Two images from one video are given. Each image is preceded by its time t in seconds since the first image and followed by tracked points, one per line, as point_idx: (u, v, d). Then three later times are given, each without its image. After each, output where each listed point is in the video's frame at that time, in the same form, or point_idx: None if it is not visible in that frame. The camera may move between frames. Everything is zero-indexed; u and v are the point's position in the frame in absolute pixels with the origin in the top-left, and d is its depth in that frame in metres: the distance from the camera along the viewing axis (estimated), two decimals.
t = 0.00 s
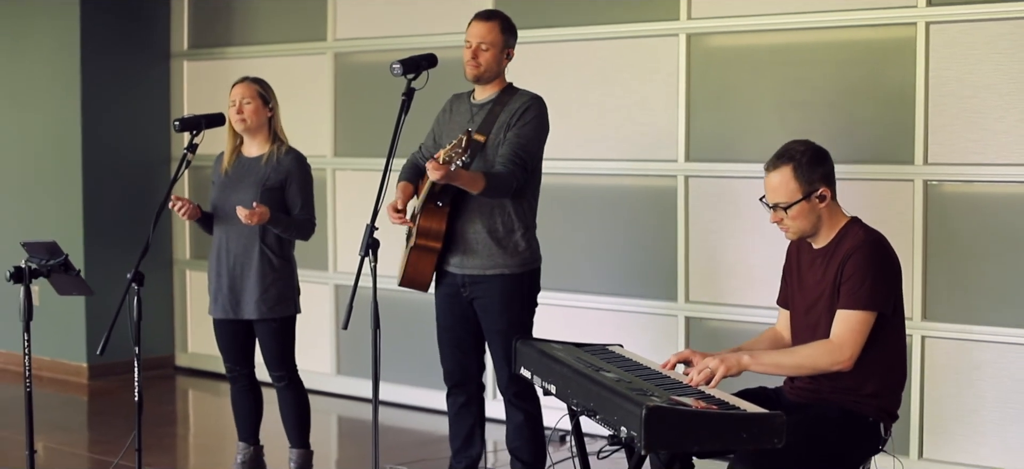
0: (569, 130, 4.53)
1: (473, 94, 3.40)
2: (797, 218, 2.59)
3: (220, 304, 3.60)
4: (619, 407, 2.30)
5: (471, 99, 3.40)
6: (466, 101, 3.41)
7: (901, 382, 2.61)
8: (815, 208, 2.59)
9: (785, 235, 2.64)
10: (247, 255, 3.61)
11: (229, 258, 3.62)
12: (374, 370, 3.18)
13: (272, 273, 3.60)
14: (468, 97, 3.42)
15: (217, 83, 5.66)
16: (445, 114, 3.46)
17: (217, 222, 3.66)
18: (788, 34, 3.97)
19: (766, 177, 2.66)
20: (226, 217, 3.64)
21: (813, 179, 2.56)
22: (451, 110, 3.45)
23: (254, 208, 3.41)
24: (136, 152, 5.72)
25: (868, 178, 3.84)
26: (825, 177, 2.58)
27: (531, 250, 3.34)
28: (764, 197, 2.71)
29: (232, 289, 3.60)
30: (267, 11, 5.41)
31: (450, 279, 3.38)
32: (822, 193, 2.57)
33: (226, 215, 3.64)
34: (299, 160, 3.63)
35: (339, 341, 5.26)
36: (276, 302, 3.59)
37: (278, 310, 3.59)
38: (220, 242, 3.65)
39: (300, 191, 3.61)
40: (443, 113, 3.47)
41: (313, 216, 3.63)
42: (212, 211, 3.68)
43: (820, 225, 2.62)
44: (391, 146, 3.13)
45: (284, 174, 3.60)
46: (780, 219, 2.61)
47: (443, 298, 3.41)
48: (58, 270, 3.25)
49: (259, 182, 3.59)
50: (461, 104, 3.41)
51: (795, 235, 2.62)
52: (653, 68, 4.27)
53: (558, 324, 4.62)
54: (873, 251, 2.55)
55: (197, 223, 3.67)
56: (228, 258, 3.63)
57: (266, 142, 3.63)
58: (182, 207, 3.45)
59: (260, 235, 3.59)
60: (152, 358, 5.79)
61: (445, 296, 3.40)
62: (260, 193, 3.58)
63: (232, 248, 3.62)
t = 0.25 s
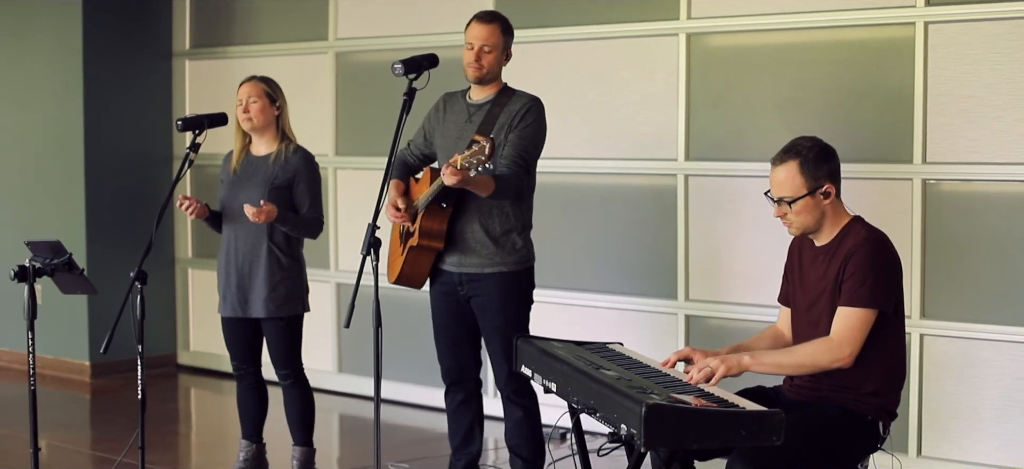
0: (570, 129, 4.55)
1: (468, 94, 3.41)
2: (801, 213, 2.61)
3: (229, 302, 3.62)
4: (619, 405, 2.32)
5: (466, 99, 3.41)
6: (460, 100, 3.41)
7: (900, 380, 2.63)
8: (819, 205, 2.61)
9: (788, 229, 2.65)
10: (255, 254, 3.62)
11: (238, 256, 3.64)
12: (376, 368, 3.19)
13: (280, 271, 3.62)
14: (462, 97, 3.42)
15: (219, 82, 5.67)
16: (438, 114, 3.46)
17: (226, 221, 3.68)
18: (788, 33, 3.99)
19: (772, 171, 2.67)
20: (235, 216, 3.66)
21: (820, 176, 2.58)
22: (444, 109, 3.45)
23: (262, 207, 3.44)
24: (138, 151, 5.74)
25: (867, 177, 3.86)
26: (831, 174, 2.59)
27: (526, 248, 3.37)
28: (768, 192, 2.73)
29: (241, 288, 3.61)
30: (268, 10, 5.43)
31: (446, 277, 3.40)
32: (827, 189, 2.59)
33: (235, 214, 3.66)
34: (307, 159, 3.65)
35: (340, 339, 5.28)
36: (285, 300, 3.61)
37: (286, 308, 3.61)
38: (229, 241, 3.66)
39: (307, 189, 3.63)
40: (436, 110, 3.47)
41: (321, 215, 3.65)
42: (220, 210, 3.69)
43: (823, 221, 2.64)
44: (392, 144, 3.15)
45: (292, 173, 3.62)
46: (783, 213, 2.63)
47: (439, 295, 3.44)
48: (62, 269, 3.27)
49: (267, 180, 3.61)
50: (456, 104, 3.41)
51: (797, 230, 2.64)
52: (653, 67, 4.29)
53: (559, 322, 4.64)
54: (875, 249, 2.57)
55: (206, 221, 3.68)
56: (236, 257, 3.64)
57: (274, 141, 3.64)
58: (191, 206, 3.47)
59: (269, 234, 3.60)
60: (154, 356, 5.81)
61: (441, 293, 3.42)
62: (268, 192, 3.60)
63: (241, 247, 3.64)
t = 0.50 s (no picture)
0: (569, 129, 4.56)
1: (463, 94, 3.43)
2: (790, 220, 2.62)
3: (238, 302, 3.64)
4: (618, 403, 2.34)
5: (461, 99, 3.42)
6: (455, 100, 3.43)
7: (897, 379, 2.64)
8: (809, 212, 2.62)
9: (777, 233, 2.67)
10: (264, 253, 3.64)
11: (247, 256, 3.66)
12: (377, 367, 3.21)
13: (288, 271, 3.64)
14: (456, 96, 3.44)
15: (220, 82, 5.69)
16: (431, 113, 3.47)
17: (236, 219, 3.70)
18: (787, 34, 4.00)
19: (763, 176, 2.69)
20: (244, 214, 3.68)
21: (810, 184, 2.59)
22: (437, 109, 3.46)
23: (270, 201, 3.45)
24: (139, 150, 5.76)
25: (866, 176, 3.87)
26: (821, 181, 2.61)
27: (523, 248, 3.39)
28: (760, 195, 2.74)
29: (249, 287, 3.63)
30: (269, 10, 5.45)
31: (442, 276, 3.41)
32: (816, 197, 2.61)
33: (245, 213, 3.67)
34: (316, 159, 3.67)
35: (341, 338, 5.30)
36: (293, 300, 3.63)
37: (294, 307, 3.63)
38: (238, 241, 3.68)
39: (316, 189, 3.64)
40: (429, 108, 3.48)
41: (330, 214, 3.66)
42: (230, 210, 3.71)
43: (813, 226, 2.66)
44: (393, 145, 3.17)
45: (300, 172, 3.64)
46: (772, 218, 2.64)
47: (434, 294, 3.45)
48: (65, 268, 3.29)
49: (276, 180, 3.63)
50: (452, 104, 3.42)
51: (786, 235, 2.65)
52: (653, 68, 4.31)
53: (558, 321, 4.66)
54: (868, 254, 2.58)
55: (215, 220, 3.71)
56: (246, 256, 3.66)
57: (283, 140, 3.66)
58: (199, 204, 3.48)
59: (277, 233, 3.62)
60: (155, 355, 5.83)
61: (437, 292, 3.44)
62: (276, 190, 3.62)
63: (250, 247, 3.66)
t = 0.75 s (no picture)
0: (567, 130, 4.58)
1: (458, 94, 3.44)
2: (779, 231, 2.63)
3: (244, 302, 3.65)
4: (614, 403, 2.35)
5: (457, 99, 3.43)
6: (450, 100, 3.44)
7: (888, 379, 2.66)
8: (798, 223, 2.64)
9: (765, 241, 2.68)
10: (269, 254, 3.66)
11: (253, 256, 3.67)
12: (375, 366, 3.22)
13: (294, 272, 3.65)
14: (451, 97, 3.45)
15: (219, 82, 5.70)
16: (425, 114, 3.47)
17: (243, 218, 3.72)
18: (785, 35, 4.02)
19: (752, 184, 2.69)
20: (250, 212, 3.69)
21: (800, 197, 2.60)
22: (431, 110, 3.47)
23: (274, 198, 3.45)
24: (139, 151, 5.78)
25: (861, 177, 3.89)
26: (811, 193, 2.62)
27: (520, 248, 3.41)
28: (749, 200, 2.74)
29: (255, 287, 3.65)
30: (269, 11, 5.46)
31: (440, 276, 3.42)
32: (806, 209, 2.62)
33: (251, 213, 3.69)
34: (321, 160, 3.68)
35: (340, 338, 5.31)
36: (298, 300, 3.64)
37: (299, 307, 3.64)
38: (245, 242, 3.69)
39: (320, 190, 3.65)
40: (422, 109, 3.49)
41: (336, 214, 3.67)
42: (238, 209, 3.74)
43: (801, 235, 2.67)
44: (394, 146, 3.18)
45: (305, 173, 3.65)
46: (761, 227, 2.65)
47: (432, 293, 3.46)
48: (64, 269, 3.30)
49: (282, 180, 3.64)
50: (447, 104, 3.43)
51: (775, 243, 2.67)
52: (650, 68, 4.32)
53: (557, 321, 4.67)
54: (859, 259, 2.60)
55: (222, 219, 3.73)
56: (252, 257, 3.68)
57: (290, 140, 3.68)
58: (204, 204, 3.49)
59: (282, 233, 3.64)
60: (155, 355, 5.84)
61: (434, 293, 3.45)
62: (282, 190, 3.63)
63: (256, 247, 3.68)
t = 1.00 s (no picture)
0: (564, 130, 4.59)
1: (452, 97, 3.46)
2: (776, 232, 2.64)
3: (244, 303, 3.68)
4: (606, 403, 2.37)
5: (452, 101, 3.45)
6: (446, 103, 3.45)
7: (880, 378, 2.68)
8: (795, 226, 2.65)
9: (762, 242, 2.69)
10: (269, 255, 3.68)
11: (254, 258, 3.70)
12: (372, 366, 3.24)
13: (293, 273, 3.67)
14: (446, 99, 3.47)
15: (218, 83, 5.72)
16: (422, 117, 3.50)
17: (243, 220, 3.74)
18: (780, 36, 4.04)
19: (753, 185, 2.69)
20: (250, 217, 3.71)
21: (800, 200, 2.61)
22: (427, 112, 3.49)
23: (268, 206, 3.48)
24: (138, 151, 5.79)
25: (856, 178, 3.90)
26: (810, 197, 2.63)
27: (517, 248, 3.43)
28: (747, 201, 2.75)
29: (255, 289, 3.67)
30: (267, 12, 5.48)
31: (438, 277, 3.44)
32: (805, 213, 2.63)
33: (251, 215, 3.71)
34: (320, 161, 3.69)
35: (338, 339, 5.33)
36: (297, 302, 3.66)
37: (298, 309, 3.66)
38: (245, 244, 3.72)
39: (319, 192, 3.67)
40: (419, 111, 3.51)
41: (334, 218, 3.68)
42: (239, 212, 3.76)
43: (797, 237, 2.68)
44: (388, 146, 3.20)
45: (304, 175, 3.66)
46: (758, 228, 2.66)
47: (430, 294, 3.48)
48: (61, 269, 3.32)
49: (281, 182, 3.66)
50: (443, 106, 3.45)
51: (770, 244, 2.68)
52: (646, 70, 4.34)
53: (554, 321, 4.68)
54: (851, 259, 2.62)
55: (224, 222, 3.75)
56: (252, 258, 3.70)
57: (290, 142, 3.69)
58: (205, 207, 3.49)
59: (281, 235, 3.66)
60: (153, 356, 5.86)
61: (432, 293, 3.47)
62: (281, 192, 3.65)
63: (256, 249, 3.70)
